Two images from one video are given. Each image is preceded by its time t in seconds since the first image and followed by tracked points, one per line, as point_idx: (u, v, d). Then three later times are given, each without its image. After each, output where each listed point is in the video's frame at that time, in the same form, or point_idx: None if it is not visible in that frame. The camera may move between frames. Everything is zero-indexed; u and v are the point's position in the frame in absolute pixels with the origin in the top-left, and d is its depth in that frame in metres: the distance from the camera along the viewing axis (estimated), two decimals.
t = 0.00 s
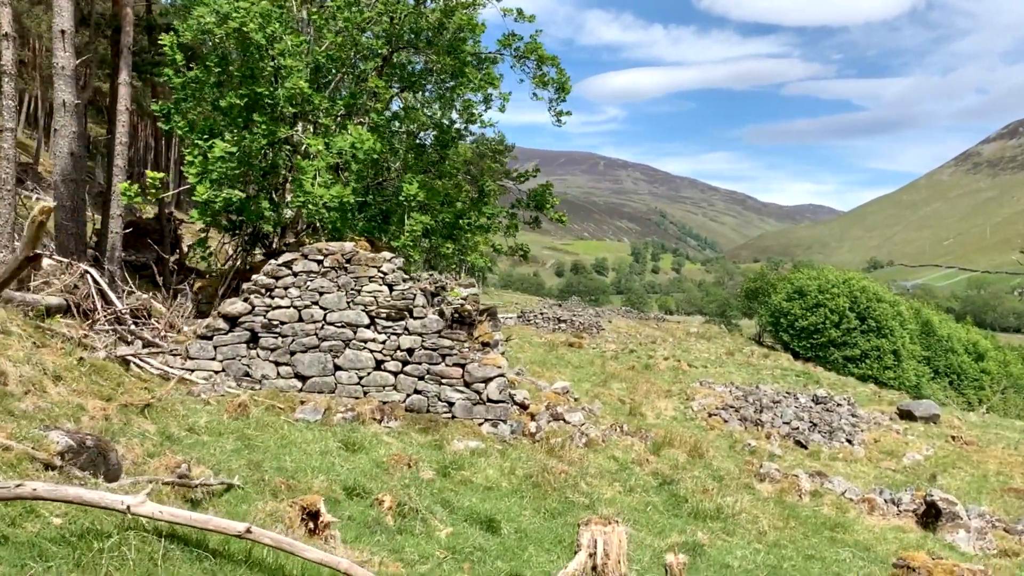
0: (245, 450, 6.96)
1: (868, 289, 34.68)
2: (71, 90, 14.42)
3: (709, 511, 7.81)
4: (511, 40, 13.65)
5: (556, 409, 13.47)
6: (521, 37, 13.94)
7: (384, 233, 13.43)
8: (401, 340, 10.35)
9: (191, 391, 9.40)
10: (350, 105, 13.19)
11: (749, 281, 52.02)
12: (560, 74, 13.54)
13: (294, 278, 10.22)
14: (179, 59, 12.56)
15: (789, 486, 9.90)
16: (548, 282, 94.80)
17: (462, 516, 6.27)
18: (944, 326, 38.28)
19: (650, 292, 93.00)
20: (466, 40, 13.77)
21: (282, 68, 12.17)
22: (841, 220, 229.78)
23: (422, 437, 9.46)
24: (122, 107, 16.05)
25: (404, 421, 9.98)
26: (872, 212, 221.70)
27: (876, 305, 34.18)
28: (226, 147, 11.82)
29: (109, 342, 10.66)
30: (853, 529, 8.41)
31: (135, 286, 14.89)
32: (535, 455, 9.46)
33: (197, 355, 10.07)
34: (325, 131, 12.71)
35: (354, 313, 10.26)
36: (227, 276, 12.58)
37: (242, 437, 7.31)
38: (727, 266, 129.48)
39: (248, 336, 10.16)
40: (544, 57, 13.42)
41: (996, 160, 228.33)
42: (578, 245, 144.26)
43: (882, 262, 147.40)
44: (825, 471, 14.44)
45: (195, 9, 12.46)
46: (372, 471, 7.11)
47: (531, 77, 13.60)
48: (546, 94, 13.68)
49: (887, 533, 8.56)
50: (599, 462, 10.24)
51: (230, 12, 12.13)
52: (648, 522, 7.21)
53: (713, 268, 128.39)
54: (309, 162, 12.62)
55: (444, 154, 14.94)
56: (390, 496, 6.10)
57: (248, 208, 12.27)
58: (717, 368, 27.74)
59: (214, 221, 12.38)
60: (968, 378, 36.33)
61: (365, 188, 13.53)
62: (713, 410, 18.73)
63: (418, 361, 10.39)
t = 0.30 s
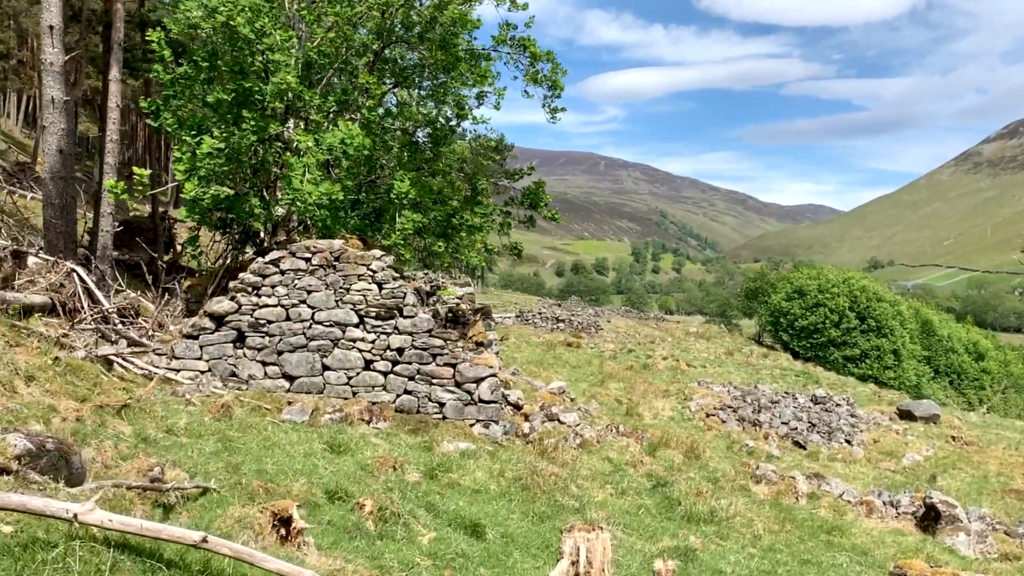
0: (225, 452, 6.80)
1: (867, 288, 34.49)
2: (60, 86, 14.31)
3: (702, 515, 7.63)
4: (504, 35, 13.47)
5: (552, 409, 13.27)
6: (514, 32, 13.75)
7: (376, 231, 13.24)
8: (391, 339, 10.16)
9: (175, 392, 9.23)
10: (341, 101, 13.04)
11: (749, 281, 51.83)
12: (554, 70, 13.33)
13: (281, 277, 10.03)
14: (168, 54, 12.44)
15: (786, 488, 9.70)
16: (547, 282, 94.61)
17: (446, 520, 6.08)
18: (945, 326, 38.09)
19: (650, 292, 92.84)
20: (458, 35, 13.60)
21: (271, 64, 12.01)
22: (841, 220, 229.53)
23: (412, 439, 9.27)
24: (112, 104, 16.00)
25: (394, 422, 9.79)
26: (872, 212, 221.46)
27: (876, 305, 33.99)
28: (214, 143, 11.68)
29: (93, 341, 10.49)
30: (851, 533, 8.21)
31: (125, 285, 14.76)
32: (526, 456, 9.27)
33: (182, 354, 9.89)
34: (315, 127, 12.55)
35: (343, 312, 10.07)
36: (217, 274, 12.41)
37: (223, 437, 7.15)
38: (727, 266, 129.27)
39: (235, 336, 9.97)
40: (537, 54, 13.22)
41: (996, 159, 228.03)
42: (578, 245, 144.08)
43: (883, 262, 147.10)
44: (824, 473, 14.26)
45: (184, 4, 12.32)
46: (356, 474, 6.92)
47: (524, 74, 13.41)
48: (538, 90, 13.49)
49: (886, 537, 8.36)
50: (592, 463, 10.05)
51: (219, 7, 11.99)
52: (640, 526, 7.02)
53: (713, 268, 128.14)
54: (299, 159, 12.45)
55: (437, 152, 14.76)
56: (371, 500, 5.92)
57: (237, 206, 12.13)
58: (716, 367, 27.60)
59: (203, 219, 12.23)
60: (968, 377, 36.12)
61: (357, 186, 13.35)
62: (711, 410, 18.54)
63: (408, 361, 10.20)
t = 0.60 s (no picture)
0: (199, 456, 6.56)
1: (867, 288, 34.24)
2: (45, 82, 14.09)
3: (694, 520, 7.39)
4: (496, 31, 13.23)
5: (545, 410, 13.03)
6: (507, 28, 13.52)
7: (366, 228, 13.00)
8: (378, 339, 9.92)
9: (155, 394, 9.01)
10: (330, 96, 12.82)
11: (749, 280, 51.62)
12: (546, 68, 13.08)
13: (265, 275, 9.79)
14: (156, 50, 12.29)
15: (783, 491, 9.46)
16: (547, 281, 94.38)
17: (425, 529, 5.83)
18: (945, 326, 37.95)
19: (650, 292, 92.69)
20: (449, 30, 13.36)
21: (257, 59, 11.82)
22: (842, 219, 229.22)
23: (398, 441, 9.04)
24: (99, 100, 15.79)
25: (380, 424, 9.56)
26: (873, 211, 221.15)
27: (876, 304, 33.75)
28: (198, 138, 11.46)
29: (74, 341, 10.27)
30: (848, 539, 7.98)
31: (112, 284, 14.55)
32: (515, 459, 9.04)
33: (164, 354, 9.67)
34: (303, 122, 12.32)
35: (329, 311, 9.82)
36: (204, 272, 12.18)
37: (199, 441, 6.92)
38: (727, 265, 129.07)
39: (218, 336, 9.74)
40: (529, 51, 12.97)
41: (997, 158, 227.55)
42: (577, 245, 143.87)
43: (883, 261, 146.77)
44: (822, 474, 14.03)
45: None
46: (335, 479, 6.67)
47: (515, 70, 13.16)
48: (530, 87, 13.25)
49: (884, 542, 8.14)
50: (584, 467, 9.82)
51: None
52: (629, 533, 6.79)
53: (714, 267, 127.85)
54: (285, 155, 12.22)
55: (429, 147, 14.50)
56: (348, 507, 5.70)
57: (224, 202, 11.96)
58: (714, 367, 27.41)
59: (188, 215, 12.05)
60: (968, 377, 35.91)
61: (346, 182, 13.12)
62: (708, 410, 18.32)
63: (395, 361, 9.97)
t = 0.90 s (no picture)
0: (176, 457, 6.31)
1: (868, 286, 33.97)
2: (32, 75, 13.80)
3: (691, 524, 7.13)
4: (491, 24, 12.95)
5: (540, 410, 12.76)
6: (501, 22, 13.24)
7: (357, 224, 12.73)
8: (367, 337, 9.66)
9: (138, 393, 8.77)
10: (321, 89, 12.55)
11: (749, 278, 51.37)
12: (540, 62, 12.80)
13: (251, 271, 9.53)
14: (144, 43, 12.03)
15: (782, 493, 9.20)
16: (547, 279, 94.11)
17: (408, 535, 5.58)
18: (946, 324, 37.71)
19: (650, 290, 92.50)
20: (443, 23, 13.07)
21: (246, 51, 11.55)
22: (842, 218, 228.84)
23: (386, 442, 8.79)
24: (89, 94, 15.50)
25: (369, 424, 9.30)
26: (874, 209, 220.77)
27: (877, 303, 33.48)
28: (184, 131, 11.19)
29: (56, 338, 10.03)
30: (850, 543, 7.72)
31: (100, 281, 14.28)
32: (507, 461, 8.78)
33: (147, 352, 9.41)
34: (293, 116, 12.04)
35: (316, 308, 9.57)
36: (192, 268, 11.93)
37: (176, 442, 6.68)
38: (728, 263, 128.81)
39: (202, 333, 9.49)
40: (523, 44, 12.70)
41: (998, 156, 227.06)
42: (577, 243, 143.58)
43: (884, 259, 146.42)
44: (823, 475, 13.77)
45: None
46: (317, 482, 6.43)
47: (508, 64, 12.89)
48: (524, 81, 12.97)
49: (886, 546, 7.90)
50: (579, 468, 9.57)
51: None
52: (623, 538, 6.53)
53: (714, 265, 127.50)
54: (275, 149, 11.95)
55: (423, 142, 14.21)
56: (327, 512, 5.45)
57: (213, 196, 11.70)
58: (714, 365, 27.15)
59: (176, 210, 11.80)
60: (970, 376, 35.65)
61: (337, 177, 12.84)
62: (707, 409, 18.08)
63: (385, 360, 9.70)
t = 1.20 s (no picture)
0: (147, 460, 6.03)
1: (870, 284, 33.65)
2: (17, 67, 13.42)
3: (687, 530, 6.85)
4: (485, 15, 12.66)
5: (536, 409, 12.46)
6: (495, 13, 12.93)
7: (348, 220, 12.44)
8: (354, 335, 9.37)
9: (117, 393, 8.48)
10: (311, 81, 12.25)
11: (750, 276, 51.07)
12: (535, 53, 12.50)
13: (235, 267, 9.23)
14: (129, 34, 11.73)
15: (783, 496, 8.91)
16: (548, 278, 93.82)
17: (387, 544, 5.30)
18: (948, 323, 37.42)
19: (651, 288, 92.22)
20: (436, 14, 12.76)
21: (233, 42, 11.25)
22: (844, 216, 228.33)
23: (373, 444, 8.50)
24: (77, 88, 15.19)
25: (356, 425, 9.01)
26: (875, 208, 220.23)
27: (879, 301, 33.15)
28: (169, 124, 10.89)
29: (37, 337, 9.75)
30: (853, 549, 7.41)
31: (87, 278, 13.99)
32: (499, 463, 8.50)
33: (128, 351, 9.12)
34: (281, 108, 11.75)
35: (302, 305, 9.27)
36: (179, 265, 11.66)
37: (149, 444, 6.40)
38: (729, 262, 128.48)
39: (185, 331, 9.20)
40: (518, 35, 12.39)
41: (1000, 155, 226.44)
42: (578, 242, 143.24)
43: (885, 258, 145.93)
44: (824, 476, 13.47)
45: None
46: (295, 486, 6.15)
47: (503, 56, 12.59)
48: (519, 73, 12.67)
49: (890, 552, 7.60)
50: (573, 470, 9.28)
51: None
52: (616, 545, 6.24)
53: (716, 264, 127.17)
54: (263, 143, 11.65)
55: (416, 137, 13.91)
56: (301, 520, 5.17)
57: (199, 191, 11.42)
58: (714, 364, 26.84)
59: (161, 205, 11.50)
60: (972, 375, 35.34)
61: (327, 172, 12.55)
62: (706, 409, 17.78)
63: (373, 359, 9.41)
